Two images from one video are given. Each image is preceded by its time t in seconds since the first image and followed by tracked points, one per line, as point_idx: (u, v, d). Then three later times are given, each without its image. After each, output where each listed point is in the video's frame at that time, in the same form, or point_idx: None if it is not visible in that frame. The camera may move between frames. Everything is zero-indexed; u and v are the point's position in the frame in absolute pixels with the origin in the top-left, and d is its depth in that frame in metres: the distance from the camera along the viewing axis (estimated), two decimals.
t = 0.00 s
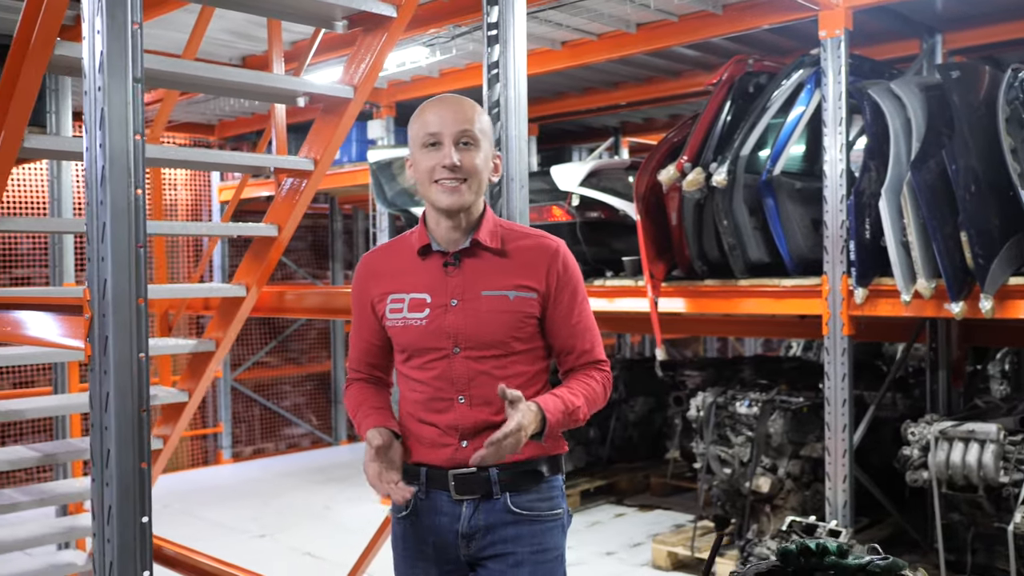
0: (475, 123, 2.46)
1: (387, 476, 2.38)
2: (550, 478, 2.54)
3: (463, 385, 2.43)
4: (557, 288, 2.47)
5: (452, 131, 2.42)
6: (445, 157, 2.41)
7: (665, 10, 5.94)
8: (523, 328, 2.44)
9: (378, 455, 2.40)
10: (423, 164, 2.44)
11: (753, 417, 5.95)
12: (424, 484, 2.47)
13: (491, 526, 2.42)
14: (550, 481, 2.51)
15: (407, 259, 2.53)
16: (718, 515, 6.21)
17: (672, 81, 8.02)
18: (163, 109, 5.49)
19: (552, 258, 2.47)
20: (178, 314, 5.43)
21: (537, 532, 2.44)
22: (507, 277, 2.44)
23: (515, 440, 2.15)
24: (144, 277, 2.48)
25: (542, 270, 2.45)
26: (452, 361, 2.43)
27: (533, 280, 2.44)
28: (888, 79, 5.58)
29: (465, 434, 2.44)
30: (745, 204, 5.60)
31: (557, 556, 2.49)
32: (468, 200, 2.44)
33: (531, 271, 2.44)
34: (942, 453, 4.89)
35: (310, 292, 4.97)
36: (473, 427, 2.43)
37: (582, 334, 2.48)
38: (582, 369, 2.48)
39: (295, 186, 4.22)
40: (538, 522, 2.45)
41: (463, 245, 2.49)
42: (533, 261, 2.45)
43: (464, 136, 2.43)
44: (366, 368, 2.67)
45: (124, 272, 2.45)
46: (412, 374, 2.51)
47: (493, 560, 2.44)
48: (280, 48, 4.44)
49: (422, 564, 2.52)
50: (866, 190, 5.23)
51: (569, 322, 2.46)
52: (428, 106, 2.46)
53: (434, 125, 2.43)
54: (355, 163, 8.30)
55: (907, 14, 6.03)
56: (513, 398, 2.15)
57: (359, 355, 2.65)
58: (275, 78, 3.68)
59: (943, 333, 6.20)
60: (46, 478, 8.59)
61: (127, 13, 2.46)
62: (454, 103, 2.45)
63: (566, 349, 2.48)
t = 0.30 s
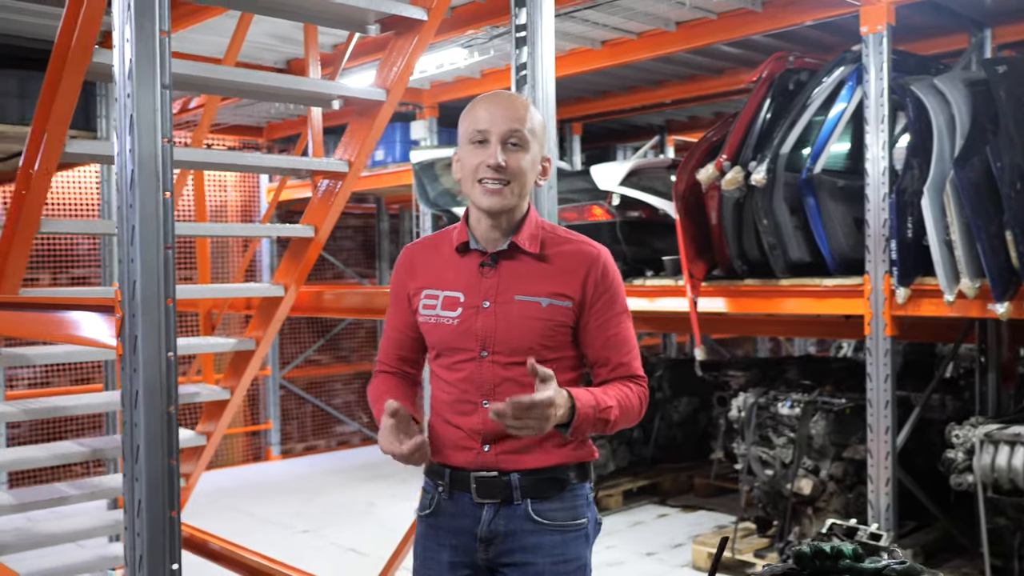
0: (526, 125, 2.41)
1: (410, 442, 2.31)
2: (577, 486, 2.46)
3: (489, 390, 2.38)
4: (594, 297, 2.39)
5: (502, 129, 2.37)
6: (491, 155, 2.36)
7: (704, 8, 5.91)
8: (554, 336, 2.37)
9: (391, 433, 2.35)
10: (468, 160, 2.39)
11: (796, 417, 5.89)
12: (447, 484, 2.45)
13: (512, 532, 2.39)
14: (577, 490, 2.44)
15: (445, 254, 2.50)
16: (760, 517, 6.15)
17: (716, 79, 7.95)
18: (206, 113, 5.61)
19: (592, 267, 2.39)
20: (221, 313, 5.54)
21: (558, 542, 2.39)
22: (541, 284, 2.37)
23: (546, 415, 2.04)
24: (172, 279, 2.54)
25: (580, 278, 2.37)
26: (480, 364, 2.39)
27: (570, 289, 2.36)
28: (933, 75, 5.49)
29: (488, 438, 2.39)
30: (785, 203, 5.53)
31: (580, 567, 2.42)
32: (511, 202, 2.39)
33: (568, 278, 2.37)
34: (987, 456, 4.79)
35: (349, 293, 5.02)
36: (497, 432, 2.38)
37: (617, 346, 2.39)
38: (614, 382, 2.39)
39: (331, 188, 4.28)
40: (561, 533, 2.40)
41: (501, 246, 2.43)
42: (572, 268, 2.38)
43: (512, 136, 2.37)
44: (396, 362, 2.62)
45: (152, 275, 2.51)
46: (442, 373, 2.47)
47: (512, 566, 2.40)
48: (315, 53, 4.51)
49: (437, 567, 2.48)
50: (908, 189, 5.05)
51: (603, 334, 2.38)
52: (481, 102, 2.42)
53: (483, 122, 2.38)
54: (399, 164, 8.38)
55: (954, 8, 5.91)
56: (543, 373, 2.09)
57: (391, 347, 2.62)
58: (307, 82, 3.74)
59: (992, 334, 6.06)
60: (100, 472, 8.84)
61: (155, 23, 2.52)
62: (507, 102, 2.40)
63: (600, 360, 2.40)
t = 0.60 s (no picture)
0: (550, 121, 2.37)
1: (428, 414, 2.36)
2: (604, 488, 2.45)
3: (514, 390, 2.38)
4: (621, 296, 2.36)
5: (525, 127, 2.34)
6: (515, 155, 2.33)
7: (750, 4, 5.85)
8: (577, 336, 2.35)
9: (411, 405, 2.39)
10: (492, 159, 2.36)
11: (843, 419, 5.80)
12: (474, 483, 2.46)
13: (538, 534, 2.38)
14: (604, 491, 2.43)
15: (470, 253, 2.50)
16: (807, 518, 6.07)
17: (767, 75, 7.86)
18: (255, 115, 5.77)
19: (620, 266, 2.36)
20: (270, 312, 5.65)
21: (584, 545, 2.37)
22: (567, 284, 2.34)
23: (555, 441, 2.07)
24: (205, 279, 2.61)
25: (607, 276, 2.35)
26: (505, 364, 2.39)
27: (595, 289, 2.34)
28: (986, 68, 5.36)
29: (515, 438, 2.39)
30: (833, 200, 5.47)
31: (606, 569, 2.41)
32: (536, 203, 2.36)
33: (594, 277, 2.34)
34: None
35: (393, 292, 5.08)
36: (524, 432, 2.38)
37: (646, 345, 2.36)
38: (642, 383, 2.36)
39: (372, 188, 4.33)
40: (589, 536, 2.38)
41: (526, 246, 2.42)
42: (598, 266, 2.35)
43: (537, 134, 2.34)
44: (427, 358, 2.66)
45: (187, 275, 2.58)
46: (469, 372, 2.48)
47: (536, 568, 2.39)
48: (356, 55, 4.59)
49: (456, 564, 2.47)
50: (957, 186, 5.01)
51: (631, 334, 2.36)
52: (505, 98, 2.38)
53: (506, 120, 2.35)
54: (448, 164, 8.46)
55: None
56: (555, 398, 2.10)
57: (422, 344, 2.65)
58: (346, 85, 3.80)
59: None
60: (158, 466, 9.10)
61: (189, 30, 2.59)
62: (531, 99, 2.36)
63: (628, 358, 2.38)
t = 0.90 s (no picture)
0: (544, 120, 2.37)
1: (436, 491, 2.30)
2: (602, 478, 2.51)
3: (517, 388, 2.38)
4: (618, 292, 2.42)
5: (520, 128, 2.34)
6: (510, 156, 2.33)
7: None
8: (577, 332, 2.38)
9: (418, 471, 2.32)
10: (487, 160, 2.36)
11: (879, 417, 5.77)
12: (471, 482, 2.43)
13: (541, 527, 2.40)
14: (599, 481, 2.49)
15: (464, 251, 2.47)
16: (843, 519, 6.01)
17: (804, 72, 7.79)
18: (290, 115, 5.87)
19: (616, 264, 2.41)
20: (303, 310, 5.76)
21: (587, 536, 2.43)
22: (565, 280, 2.38)
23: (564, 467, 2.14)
24: (231, 275, 2.67)
25: (605, 273, 2.39)
26: (507, 362, 2.38)
27: (593, 284, 2.38)
28: None
29: (516, 435, 2.38)
30: (868, 197, 5.42)
31: (607, 557, 2.47)
32: (532, 203, 2.37)
33: (593, 275, 2.38)
34: None
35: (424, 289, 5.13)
36: (526, 430, 2.37)
37: (640, 337, 2.44)
38: (637, 377, 2.45)
39: (402, 187, 4.39)
40: (590, 527, 2.44)
41: (522, 245, 2.43)
42: (594, 264, 2.39)
43: (531, 134, 2.34)
44: (411, 363, 2.59)
45: (213, 271, 2.63)
46: (465, 371, 2.46)
47: (538, 560, 2.42)
48: (387, 56, 4.63)
49: (455, 561, 2.47)
50: (994, 181, 4.99)
51: (627, 330, 2.42)
52: (497, 97, 2.37)
53: (499, 120, 2.35)
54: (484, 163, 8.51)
55: None
56: (559, 426, 2.15)
57: (406, 349, 2.58)
58: (376, 84, 3.84)
59: None
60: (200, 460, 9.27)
61: (214, 32, 2.65)
62: (524, 97, 2.36)
63: (623, 354, 2.46)
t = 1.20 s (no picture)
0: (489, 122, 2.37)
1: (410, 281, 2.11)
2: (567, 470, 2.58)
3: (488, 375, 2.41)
4: (574, 280, 2.54)
5: (466, 131, 2.33)
6: (459, 159, 2.31)
7: None
8: (543, 317, 2.45)
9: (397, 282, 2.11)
10: (436, 165, 2.35)
11: (897, 418, 5.75)
12: (442, 480, 2.43)
13: (516, 519, 2.44)
14: (567, 472, 2.56)
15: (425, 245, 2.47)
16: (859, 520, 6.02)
17: (824, 71, 7.76)
18: (308, 117, 5.94)
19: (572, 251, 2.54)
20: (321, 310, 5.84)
21: (560, 524, 2.48)
22: (529, 267, 2.45)
23: (558, 428, 2.19)
24: (244, 273, 2.71)
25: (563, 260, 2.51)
26: (476, 350, 2.41)
27: (553, 270, 2.48)
28: None
29: (489, 427, 2.42)
30: (884, 197, 5.43)
31: (579, 548, 2.53)
32: (484, 202, 2.35)
33: (553, 263, 2.49)
34: None
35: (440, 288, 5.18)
36: (498, 419, 2.41)
37: (597, 324, 2.56)
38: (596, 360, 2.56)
39: (417, 188, 4.44)
40: (561, 516, 2.49)
41: (482, 237, 2.47)
42: (552, 251, 2.50)
43: (478, 136, 2.33)
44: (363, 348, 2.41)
45: (227, 270, 2.69)
46: (425, 364, 2.43)
47: (518, 553, 2.46)
48: (403, 57, 4.66)
49: (431, 564, 2.43)
50: (1012, 183, 4.92)
51: (584, 316, 2.55)
52: (441, 102, 2.36)
53: (447, 125, 2.34)
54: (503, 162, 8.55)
55: None
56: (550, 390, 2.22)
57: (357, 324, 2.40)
58: (391, 87, 3.89)
59: None
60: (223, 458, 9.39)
61: (227, 37, 2.70)
62: (468, 101, 2.35)
63: (581, 341, 2.57)
